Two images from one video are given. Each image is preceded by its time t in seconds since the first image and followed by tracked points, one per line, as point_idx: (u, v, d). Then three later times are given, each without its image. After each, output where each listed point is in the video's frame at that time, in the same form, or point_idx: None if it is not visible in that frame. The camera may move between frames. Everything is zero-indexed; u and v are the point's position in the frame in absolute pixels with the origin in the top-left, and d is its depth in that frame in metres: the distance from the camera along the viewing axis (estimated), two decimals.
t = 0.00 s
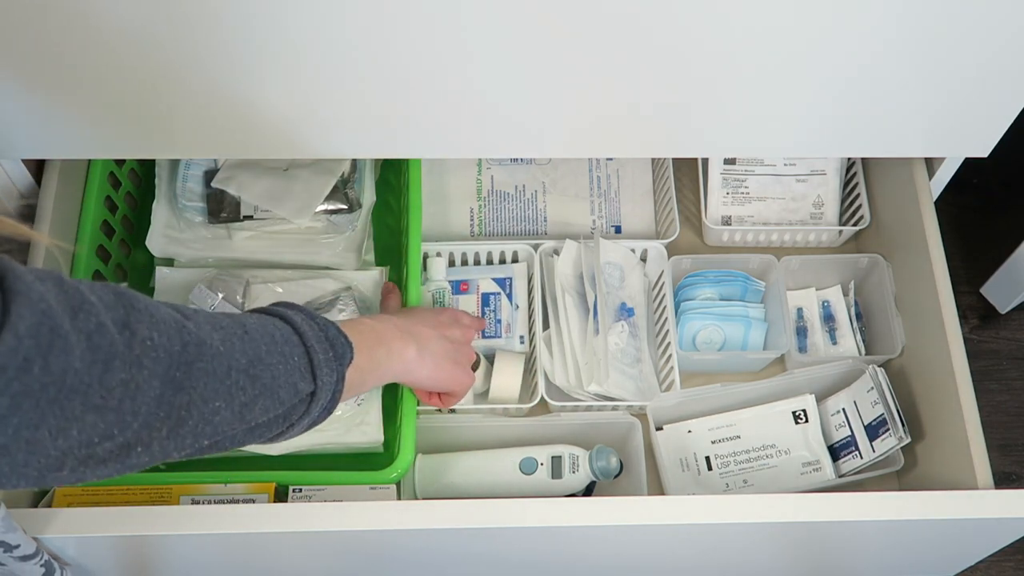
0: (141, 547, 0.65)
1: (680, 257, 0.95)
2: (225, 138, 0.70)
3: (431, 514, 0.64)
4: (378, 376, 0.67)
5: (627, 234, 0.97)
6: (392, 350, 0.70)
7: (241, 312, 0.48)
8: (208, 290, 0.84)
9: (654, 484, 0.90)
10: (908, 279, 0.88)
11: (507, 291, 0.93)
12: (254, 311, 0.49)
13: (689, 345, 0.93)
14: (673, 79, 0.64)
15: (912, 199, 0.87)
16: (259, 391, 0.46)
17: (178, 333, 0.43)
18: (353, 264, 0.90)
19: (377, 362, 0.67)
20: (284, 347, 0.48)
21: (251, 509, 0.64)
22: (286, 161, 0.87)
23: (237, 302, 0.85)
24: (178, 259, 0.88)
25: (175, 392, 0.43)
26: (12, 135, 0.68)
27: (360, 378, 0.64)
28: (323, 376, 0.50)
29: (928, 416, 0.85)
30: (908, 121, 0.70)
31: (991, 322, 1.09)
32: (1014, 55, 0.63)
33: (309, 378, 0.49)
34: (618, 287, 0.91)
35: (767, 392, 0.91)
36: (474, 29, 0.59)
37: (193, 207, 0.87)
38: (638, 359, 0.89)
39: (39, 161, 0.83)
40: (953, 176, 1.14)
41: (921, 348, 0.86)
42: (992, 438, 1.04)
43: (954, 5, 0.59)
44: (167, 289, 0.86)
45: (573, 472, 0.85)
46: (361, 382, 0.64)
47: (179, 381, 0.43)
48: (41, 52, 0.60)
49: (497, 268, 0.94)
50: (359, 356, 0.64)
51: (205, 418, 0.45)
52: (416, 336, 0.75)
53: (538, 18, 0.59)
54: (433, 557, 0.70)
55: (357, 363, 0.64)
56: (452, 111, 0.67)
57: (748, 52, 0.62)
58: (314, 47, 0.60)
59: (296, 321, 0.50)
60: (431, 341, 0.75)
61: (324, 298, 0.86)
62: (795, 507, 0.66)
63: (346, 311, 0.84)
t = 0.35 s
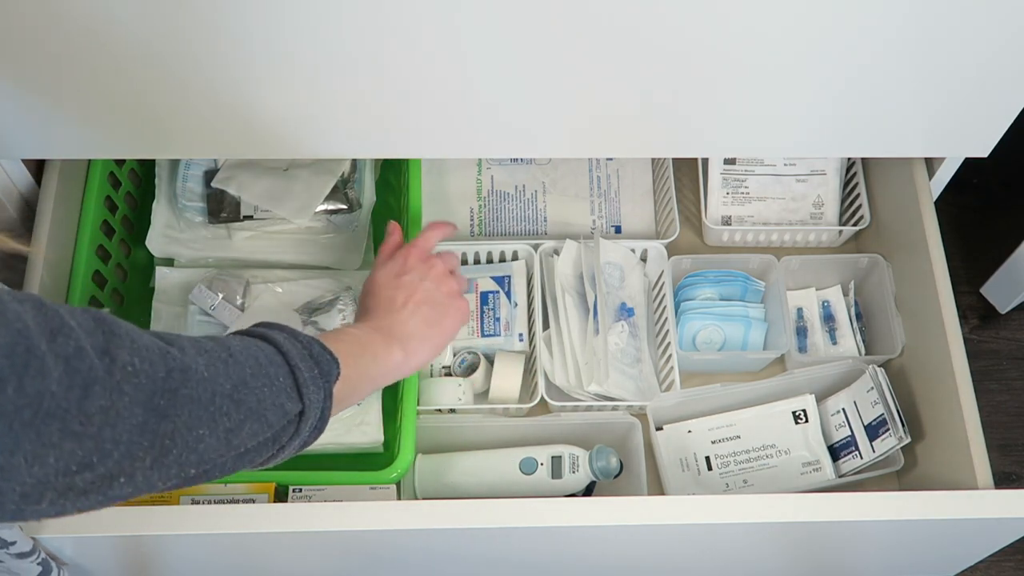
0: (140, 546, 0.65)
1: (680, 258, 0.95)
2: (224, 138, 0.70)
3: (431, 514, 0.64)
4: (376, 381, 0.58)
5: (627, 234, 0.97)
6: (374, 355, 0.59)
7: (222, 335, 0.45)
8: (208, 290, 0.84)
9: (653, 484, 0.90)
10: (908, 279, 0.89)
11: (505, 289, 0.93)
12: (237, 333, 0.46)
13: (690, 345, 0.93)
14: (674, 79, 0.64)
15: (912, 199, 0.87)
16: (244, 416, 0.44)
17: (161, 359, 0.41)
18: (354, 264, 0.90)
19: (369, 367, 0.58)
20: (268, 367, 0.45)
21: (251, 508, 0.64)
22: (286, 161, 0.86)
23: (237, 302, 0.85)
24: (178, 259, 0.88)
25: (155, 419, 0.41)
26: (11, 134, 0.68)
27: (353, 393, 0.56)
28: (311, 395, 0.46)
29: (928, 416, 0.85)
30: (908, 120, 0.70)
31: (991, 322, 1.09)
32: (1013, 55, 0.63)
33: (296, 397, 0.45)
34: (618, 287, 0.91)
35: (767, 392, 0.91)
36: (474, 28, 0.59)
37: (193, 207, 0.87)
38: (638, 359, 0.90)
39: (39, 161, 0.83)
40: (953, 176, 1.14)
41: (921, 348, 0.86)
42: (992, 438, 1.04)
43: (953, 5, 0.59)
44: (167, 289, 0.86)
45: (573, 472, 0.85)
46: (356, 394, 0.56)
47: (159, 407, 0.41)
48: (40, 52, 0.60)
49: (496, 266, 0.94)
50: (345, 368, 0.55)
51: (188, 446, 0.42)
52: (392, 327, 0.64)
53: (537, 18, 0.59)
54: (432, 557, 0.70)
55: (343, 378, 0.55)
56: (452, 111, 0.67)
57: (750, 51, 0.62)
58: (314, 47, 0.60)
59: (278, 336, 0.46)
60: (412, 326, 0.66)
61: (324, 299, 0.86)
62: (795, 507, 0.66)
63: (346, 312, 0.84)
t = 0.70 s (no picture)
0: (139, 546, 0.65)
1: (680, 257, 0.95)
2: (223, 138, 0.69)
3: (431, 514, 0.64)
4: (365, 357, 0.48)
5: (627, 234, 0.97)
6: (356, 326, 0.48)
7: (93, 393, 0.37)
8: (207, 291, 0.85)
9: (653, 484, 0.90)
10: (909, 280, 0.88)
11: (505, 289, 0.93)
12: (101, 373, 0.38)
13: (689, 345, 0.93)
14: (674, 79, 0.64)
15: (912, 199, 0.87)
16: (109, 502, 0.37)
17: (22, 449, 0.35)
18: (353, 264, 0.89)
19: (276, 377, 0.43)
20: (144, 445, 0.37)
21: (251, 508, 0.64)
22: (285, 161, 0.87)
23: (237, 302, 0.85)
24: (178, 259, 0.88)
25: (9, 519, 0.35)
26: (11, 133, 0.68)
27: (315, 383, 0.45)
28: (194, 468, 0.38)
29: (928, 416, 0.85)
30: (908, 121, 0.70)
31: (991, 322, 1.09)
32: (1014, 56, 0.63)
33: (170, 475, 0.38)
34: (618, 287, 0.91)
35: (768, 392, 0.91)
36: (473, 28, 0.59)
37: (193, 207, 0.88)
38: (638, 359, 0.90)
39: (39, 162, 0.83)
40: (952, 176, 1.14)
41: (921, 349, 0.86)
42: (992, 438, 1.04)
43: (953, 6, 0.59)
44: (166, 289, 0.86)
45: (573, 472, 0.85)
46: (320, 385, 0.45)
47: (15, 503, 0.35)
48: (40, 52, 0.60)
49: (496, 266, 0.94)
50: (293, 358, 0.44)
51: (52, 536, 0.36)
52: (395, 290, 0.54)
53: (538, 18, 0.59)
54: (432, 557, 0.70)
55: (289, 372, 0.44)
56: (452, 111, 0.67)
57: (751, 51, 0.62)
58: (315, 46, 0.60)
59: (146, 376, 0.38)
60: (428, 287, 0.54)
61: (324, 299, 0.86)
62: (795, 507, 0.66)
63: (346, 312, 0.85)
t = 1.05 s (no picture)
0: (140, 547, 0.65)
1: (680, 258, 0.95)
2: (222, 138, 0.69)
3: (431, 515, 0.64)
4: (250, 353, 0.38)
5: (627, 234, 0.97)
6: (252, 310, 0.39)
7: None
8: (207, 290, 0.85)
9: (653, 484, 0.90)
10: (909, 280, 0.88)
11: (505, 289, 0.93)
12: None
13: (690, 345, 0.93)
14: (674, 78, 0.64)
15: (913, 199, 0.87)
16: None
17: None
18: (353, 264, 0.90)
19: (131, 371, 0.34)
20: None
21: (252, 509, 0.64)
22: (285, 161, 0.86)
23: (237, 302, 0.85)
24: (178, 259, 0.88)
25: None
26: (13, 133, 0.68)
27: (185, 382, 0.36)
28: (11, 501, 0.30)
29: (929, 416, 0.85)
30: (909, 121, 0.70)
31: (991, 322, 1.09)
32: (1014, 56, 0.63)
33: None
34: (618, 287, 0.91)
35: (768, 392, 0.91)
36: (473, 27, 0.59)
37: (193, 207, 0.88)
38: (638, 359, 0.90)
39: (40, 161, 0.83)
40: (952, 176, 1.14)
41: (922, 349, 0.86)
42: (992, 438, 1.04)
43: (952, 6, 0.59)
44: (166, 289, 0.86)
45: (573, 472, 0.85)
46: (183, 386, 0.36)
47: None
48: (39, 51, 0.60)
49: (495, 266, 0.94)
50: (155, 353, 0.35)
51: None
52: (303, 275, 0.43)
53: (537, 17, 0.58)
54: (432, 557, 0.70)
55: (154, 365, 0.35)
56: (451, 111, 0.67)
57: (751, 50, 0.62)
58: (314, 46, 0.60)
59: None
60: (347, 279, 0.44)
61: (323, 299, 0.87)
62: (795, 507, 0.66)
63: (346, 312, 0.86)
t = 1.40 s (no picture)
0: (140, 547, 0.65)
1: (680, 257, 0.95)
2: (221, 137, 0.69)
3: (431, 515, 0.64)
4: None
5: (627, 234, 0.97)
6: None
7: None
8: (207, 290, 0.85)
9: (654, 484, 0.90)
10: (909, 279, 0.88)
11: (505, 289, 0.93)
12: None
13: (690, 345, 0.93)
14: (673, 78, 0.64)
15: (913, 199, 0.87)
16: None
17: None
18: (354, 264, 0.89)
19: None
20: None
21: (251, 509, 0.64)
22: (285, 162, 0.88)
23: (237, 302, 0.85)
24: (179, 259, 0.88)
25: None
26: (14, 133, 0.68)
27: None
28: None
29: (928, 417, 0.85)
30: (908, 120, 0.70)
31: (991, 322, 1.09)
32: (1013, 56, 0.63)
33: None
34: (618, 287, 0.91)
35: (768, 392, 0.91)
36: (472, 28, 0.59)
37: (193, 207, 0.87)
38: (637, 359, 0.90)
39: (40, 160, 0.83)
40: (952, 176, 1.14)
41: (921, 349, 0.86)
42: (992, 438, 1.04)
43: (951, 6, 0.59)
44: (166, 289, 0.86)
45: (573, 472, 0.85)
46: None
47: None
48: (38, 51, 0.60)
49: (495, 266, 0.94)
50: None
51: None
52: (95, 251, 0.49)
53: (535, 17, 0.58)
54: (432, 556, 0.70)
55: None
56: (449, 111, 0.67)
57: (750, 50, 0.62)
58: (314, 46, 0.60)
59: None
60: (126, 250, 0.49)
61: (323, 298, 0.86)
62: (795, 506, 0.66)
63: (346, 312, 0.85)
